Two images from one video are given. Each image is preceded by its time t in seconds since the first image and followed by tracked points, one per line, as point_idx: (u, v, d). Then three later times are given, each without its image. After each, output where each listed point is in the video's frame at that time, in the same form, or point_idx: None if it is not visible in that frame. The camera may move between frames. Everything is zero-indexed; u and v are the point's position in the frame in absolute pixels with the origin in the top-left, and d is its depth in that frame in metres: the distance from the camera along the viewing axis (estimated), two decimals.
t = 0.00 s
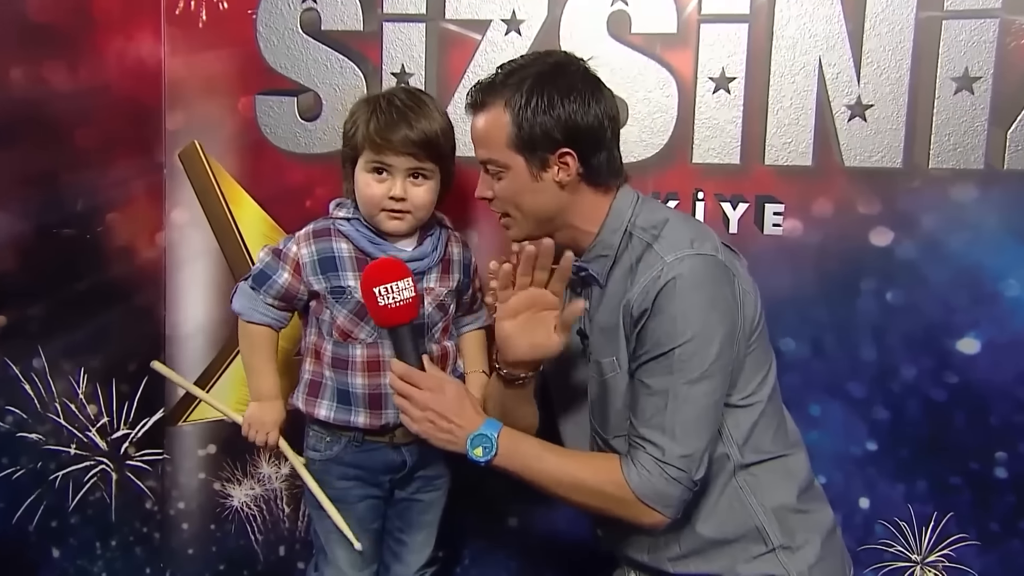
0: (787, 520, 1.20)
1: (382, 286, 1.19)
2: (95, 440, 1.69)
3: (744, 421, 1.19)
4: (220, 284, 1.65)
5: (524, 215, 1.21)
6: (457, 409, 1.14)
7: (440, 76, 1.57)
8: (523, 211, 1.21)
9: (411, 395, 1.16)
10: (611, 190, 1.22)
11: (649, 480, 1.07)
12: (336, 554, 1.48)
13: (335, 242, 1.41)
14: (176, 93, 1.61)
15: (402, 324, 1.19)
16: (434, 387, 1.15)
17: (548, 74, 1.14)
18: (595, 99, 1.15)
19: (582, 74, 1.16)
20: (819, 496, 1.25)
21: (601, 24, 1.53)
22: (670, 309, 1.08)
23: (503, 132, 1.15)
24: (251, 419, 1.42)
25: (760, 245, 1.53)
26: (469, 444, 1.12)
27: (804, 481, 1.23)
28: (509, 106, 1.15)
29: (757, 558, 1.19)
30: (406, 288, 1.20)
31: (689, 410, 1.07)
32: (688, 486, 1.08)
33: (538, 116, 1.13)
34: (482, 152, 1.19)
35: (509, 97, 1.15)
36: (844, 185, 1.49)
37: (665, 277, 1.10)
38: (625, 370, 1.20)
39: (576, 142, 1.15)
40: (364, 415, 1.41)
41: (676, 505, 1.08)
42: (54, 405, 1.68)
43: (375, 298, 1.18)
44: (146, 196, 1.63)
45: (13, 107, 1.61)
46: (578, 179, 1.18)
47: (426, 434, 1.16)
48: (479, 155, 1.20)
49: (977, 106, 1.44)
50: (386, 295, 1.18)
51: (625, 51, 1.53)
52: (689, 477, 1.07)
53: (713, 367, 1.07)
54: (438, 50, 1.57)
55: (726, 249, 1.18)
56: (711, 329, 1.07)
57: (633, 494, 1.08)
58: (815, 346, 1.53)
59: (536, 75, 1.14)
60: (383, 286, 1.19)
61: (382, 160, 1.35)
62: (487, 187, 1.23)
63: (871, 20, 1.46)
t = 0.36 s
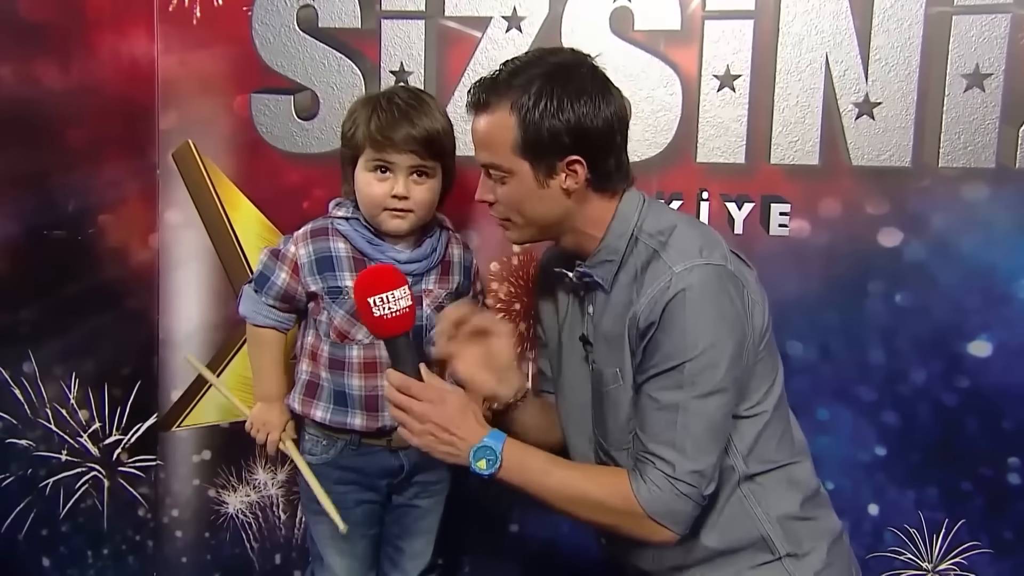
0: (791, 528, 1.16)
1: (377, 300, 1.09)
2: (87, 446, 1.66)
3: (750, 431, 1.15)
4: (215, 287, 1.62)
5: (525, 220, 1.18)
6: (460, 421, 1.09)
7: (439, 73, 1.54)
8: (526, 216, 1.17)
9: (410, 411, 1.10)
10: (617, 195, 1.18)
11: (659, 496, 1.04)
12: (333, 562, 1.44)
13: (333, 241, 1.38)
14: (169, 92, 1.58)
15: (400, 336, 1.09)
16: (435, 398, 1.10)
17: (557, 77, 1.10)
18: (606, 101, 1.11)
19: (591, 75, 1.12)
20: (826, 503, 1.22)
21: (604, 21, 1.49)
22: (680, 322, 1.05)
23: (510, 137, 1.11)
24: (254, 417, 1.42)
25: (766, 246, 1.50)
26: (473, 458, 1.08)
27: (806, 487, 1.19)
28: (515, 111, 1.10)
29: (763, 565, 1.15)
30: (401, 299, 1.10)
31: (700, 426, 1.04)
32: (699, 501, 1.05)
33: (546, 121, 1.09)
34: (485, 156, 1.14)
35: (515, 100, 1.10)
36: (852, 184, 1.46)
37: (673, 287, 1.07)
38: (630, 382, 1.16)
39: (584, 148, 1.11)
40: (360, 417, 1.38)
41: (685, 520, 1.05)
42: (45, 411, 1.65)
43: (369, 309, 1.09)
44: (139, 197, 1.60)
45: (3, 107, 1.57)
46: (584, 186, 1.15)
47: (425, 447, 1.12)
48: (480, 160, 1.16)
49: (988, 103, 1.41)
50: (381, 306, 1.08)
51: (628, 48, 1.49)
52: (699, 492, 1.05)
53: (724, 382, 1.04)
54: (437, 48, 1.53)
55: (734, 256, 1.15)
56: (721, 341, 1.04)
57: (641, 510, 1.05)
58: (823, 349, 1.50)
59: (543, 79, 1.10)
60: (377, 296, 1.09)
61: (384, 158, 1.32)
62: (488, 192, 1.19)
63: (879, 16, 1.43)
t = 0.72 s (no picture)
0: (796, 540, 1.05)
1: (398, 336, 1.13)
2: (78, 450, 1.62)
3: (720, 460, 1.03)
4: (210, 288, 1.58)
5: (485, 242, 1.08)
6: (450, 441, 1.07)
7: (438, 70, 1.51)
8: (484, 238, 1.07)
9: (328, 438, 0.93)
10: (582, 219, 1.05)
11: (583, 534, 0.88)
12: (328, 569, 1.40)
13: (327, 238, 1.35)
14: (163, 89, 1.55)
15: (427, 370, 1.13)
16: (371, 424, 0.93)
17: (519, 102, 0.96)
18: (577, 128, 0.98)
19: (559, 99, 0.98)
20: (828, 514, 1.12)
21: (607, 17, 1.46)
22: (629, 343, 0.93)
23: (466, 163, 0.99)
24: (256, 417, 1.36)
25: (772, 246, 1.46)
26: (386, 484, 0.91)
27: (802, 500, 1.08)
28: (473, 136, 0.97)
29: None
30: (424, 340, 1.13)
31: (648, 455, 0.90)
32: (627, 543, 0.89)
33: (502, 147, 0.97)
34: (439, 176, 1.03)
35: (473, 124, 0.97)
36: (860, 183, 1.43)
37: (629, 316, 0.95)
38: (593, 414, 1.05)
39: (545, 179, 0.99)
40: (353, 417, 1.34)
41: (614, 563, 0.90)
42: (35, 414, 1.62)
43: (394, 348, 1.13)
44: (132, 196, 1.56)
45: None
46: (545, 215, 1.03)
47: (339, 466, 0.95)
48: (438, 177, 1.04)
49: (1000, 100, 1.38)
50: (404, 346, 1.12)
51: (632, 44, 1.46)
52: (627, 532, 0.88)
53: (670, 411, 0.91)
54: (436, 44, 1.50)
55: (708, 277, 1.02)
56: (673, 378, 0.91)
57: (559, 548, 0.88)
58: (830, 352, 1.47)
59: (501, 105, 0.96)
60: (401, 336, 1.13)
61: (380, 156, 1.30)
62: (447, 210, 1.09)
63: (888, 12, 1.40)
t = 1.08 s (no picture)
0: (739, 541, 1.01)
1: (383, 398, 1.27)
2: (67, 457, 1.59)
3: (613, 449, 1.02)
4: (202, 291, 1.55)
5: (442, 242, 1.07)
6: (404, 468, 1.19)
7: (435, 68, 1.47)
8: (435, 234, 1.05)
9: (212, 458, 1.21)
10: (527, 206, 1.04)
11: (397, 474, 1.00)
12: None
13: (310, 243, 1.32)
14: (153, 89, 1.52)
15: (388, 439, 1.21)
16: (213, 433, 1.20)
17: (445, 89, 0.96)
18: (508, 114, 0.96)
19: (489, 82, 0.98)
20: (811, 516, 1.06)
21: (606, 13, 1.43)
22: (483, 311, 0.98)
23: (400, 158, 0.99)
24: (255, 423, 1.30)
25: (775, 248, 1.43)
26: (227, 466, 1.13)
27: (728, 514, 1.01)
28: (401, 129, 0.98)
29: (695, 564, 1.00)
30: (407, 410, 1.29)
31: (445, 412, 0.97)
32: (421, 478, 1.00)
33: (430, 140, 0.96)
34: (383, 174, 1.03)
35: (400, 117, 0.98)
36: (866, 183, 1.40)
37: (493, 300, 0.98)
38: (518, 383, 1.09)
39: (480, 164, 0.97)
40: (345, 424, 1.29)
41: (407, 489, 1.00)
42: (22, 421, 1.59)
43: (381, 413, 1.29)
44: (121, 198, 1.53)
45: None
46: (492, 204, 1.02)
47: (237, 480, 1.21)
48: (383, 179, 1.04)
49: (1008, 97, 1.35)
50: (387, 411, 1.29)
51: (632, 41, 1.43)
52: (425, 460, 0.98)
53: (485, 378, 0.95)
54: (432, 42, 1.47)
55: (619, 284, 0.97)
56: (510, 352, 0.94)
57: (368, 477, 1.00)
58: (835, 355, 1.44)
59: (427, 95, 0.97)
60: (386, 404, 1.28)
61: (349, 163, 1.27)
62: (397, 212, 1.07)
63: (894, 8, 1.37)
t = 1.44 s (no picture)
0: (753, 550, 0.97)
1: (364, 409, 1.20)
2: (61, 460, 1.56)
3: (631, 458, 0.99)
4: (198, 291, 1.53)
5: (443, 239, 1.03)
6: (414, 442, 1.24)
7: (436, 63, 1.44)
8: (435, 232, 1.02)
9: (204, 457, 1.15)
10: (529, 197, 1.01)
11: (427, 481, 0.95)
12: None
13: (300, 245, 1.29)
14: (148, 86, 1.50)
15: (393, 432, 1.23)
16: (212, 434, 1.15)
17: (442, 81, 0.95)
18: (506, 106, 0.95)
19: (487, 73, 0.97)
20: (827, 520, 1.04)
21: (611, 7, 1.40)
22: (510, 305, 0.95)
23: (398, 151, 0.97)
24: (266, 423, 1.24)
25: (783, 247, 1.40)
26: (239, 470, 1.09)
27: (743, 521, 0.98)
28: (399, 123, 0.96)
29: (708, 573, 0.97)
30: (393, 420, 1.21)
31: (484, 412, 0.93)
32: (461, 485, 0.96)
33: (429, 133, 0.94)
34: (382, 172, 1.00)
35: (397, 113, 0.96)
36: (877, 181, 1.36)
37: (518, 290, 0.95)
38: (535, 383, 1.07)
39: (480, 152, 0.95)
40: (338, 428, 1.26)
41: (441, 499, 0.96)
42: (16, 423, 1.56)
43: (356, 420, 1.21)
44: (116, 196, 1.50)
45: None
46: (492, 195, 0.99)
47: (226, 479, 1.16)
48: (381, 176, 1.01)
49: (1022, 93, 1.32)
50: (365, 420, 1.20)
51: (637, 35, 1.40)
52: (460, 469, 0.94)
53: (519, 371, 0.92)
54: (433, 36, 1.44)
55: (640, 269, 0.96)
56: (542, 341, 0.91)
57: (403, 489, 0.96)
58: (845, 357, 1.40)
59: (424, 89, 0.95)
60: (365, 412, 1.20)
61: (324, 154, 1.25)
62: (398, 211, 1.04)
63: (905, 1, 1.33)
